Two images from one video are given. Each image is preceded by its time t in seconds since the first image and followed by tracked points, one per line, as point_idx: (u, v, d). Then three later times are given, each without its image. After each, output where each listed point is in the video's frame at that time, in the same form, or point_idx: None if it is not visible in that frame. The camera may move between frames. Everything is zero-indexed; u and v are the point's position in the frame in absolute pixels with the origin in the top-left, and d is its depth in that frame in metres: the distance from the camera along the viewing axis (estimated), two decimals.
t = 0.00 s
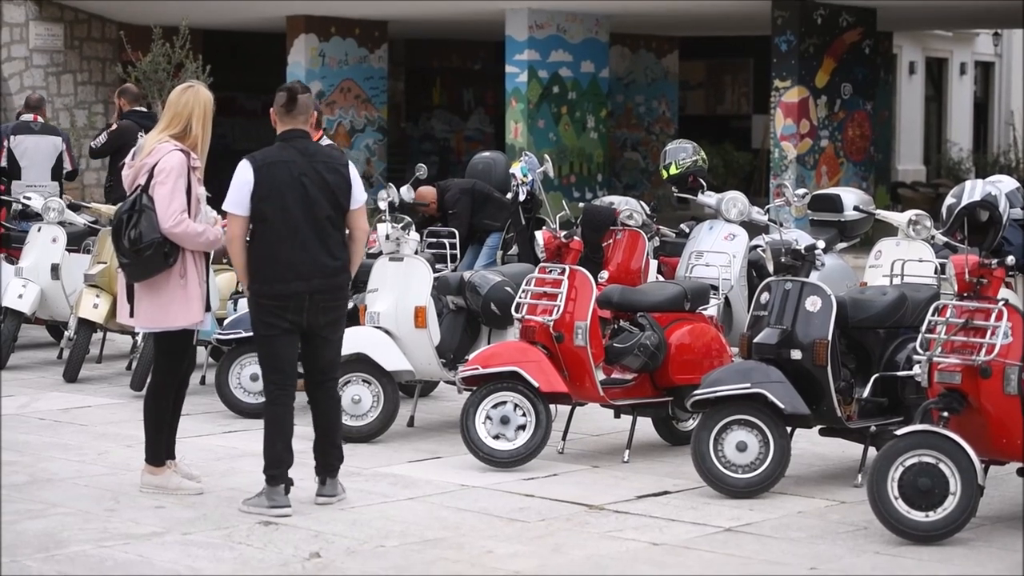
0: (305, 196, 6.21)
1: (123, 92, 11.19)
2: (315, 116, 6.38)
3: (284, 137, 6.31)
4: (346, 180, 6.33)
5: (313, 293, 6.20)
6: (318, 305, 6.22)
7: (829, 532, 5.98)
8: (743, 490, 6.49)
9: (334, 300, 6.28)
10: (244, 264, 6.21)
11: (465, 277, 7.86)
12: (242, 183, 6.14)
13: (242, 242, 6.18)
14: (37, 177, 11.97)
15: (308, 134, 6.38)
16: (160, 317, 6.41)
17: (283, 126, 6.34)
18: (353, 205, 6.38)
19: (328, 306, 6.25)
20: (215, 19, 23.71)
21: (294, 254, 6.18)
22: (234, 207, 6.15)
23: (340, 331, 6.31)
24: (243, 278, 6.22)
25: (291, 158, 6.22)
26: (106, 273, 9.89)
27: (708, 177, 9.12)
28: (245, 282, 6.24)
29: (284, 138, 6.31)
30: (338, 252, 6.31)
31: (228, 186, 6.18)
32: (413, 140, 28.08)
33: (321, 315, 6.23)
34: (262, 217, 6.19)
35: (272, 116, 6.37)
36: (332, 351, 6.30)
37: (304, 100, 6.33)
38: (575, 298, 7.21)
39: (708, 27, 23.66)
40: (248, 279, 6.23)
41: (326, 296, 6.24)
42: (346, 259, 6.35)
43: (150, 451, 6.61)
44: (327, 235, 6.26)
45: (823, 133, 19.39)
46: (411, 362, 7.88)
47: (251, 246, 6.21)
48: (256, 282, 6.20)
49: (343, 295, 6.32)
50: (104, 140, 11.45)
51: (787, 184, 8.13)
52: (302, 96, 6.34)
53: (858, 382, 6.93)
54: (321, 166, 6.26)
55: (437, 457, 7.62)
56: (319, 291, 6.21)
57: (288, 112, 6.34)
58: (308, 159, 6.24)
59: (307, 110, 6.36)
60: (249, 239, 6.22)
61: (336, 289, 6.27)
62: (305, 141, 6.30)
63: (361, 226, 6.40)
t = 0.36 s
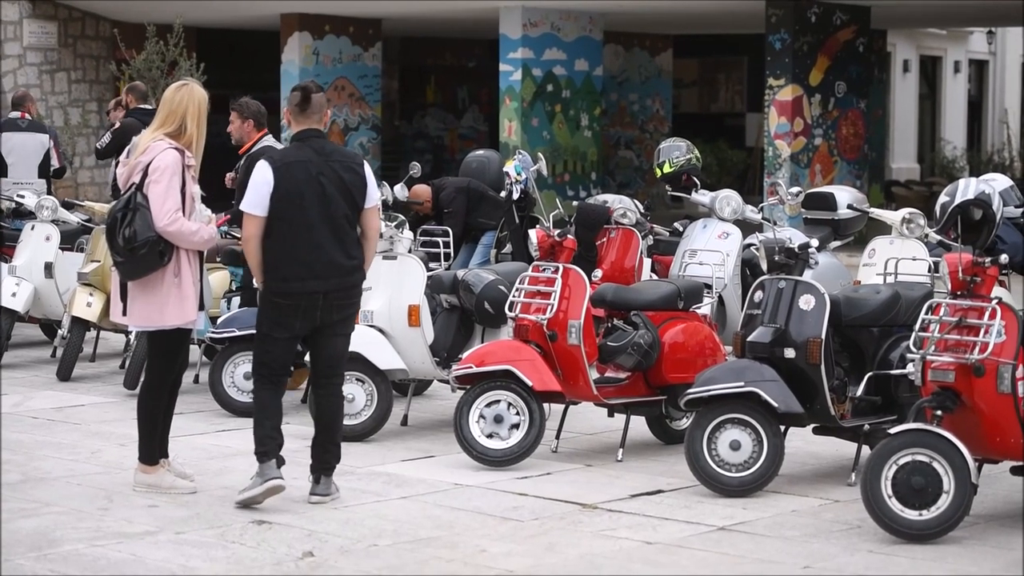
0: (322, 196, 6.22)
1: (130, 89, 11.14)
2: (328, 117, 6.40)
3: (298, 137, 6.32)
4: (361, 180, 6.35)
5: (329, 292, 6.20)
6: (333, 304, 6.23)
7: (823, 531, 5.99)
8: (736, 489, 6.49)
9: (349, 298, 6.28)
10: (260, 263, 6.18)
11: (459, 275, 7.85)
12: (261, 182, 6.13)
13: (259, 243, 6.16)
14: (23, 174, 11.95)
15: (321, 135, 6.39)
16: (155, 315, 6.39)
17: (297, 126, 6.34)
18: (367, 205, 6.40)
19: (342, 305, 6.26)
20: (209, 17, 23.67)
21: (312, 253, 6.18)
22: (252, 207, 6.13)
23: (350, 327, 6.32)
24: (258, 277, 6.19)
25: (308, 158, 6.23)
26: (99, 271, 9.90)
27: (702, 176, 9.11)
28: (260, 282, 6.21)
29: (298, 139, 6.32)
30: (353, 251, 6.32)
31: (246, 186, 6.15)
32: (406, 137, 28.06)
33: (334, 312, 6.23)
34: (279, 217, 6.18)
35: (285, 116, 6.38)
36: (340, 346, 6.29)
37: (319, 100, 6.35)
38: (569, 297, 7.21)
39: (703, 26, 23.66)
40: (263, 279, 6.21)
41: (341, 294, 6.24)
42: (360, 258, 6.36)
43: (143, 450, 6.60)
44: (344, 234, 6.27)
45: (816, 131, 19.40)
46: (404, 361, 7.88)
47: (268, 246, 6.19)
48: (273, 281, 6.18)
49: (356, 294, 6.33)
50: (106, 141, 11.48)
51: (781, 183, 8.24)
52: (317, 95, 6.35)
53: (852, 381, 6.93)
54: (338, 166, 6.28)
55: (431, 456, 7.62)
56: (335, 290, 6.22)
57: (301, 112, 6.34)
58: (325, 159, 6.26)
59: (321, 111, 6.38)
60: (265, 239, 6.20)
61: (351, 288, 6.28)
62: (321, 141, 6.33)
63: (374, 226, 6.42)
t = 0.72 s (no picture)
0: (327, 201, 6.22)
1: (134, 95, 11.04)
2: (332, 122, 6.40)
3: (302, 142, 6.31)
4: (364, 185, 6.36)
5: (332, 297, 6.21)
6: (335, 309, 6.23)
7: (820, 535, 5.99)
8: (733, 493, 6.49)
9: (350, 304, 6.30)
10: (264, 268, 6.18)
11: (456, 281, 7.85)
12: (268, 187, 6.13)
13: (264, 247, 6.17)
14: (10, 182, 11.93)
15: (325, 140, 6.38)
16: (153, 322, 6.40)
17: (301, 131, 6.32)
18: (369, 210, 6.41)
19: (344, 309, 6.27)
20: (206, 23, 23.69)
21: (316, 258, 6.18)
22: (257, 213, 6.12)
23: (350, 331, 6.33)
24: (261, 282, 6.19)
25: (314, 163, 6.23)
26: (96, 277, 9.90)
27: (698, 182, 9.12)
28: (264, 286, 6.21)
29: (303, 143, 6.32)
30: (356, 256, 6.33)
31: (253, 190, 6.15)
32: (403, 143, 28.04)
33: (336, 316, 6.24)
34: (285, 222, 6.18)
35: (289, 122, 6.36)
36: (340, 350, 6.31)
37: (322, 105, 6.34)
38: (566, 302, 7.21)
39: (700, 31, 23.66)
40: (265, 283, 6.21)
41: (343, 299, 6.25)
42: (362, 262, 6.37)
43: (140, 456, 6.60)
44: (347, 239, 6.28)
45: (814, 136, 19.41)
46: (401, 367, 7.87)
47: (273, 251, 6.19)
48: (277, 287, 6.18)
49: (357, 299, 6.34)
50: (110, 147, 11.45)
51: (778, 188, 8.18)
52: (320, 100, 6.34)
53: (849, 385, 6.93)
54: (342, 171, 6.29)
55: (429, 461, 7.62)
56: (338, 295, 6.22)
57: (305, 117, 6.32)
58: (330, 164, 6.26)
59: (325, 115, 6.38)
60: (269, 244, 6.21)
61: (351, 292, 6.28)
62: (326, 146, 6.33)
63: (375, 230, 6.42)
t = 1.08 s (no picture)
0: (304, 189, 6.22)
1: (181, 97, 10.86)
2: (312, 108, 6.40)
3: (283, 131, 6.33)
4: (345, 173, 6.33)
5: (312, 287, 6.21)
6: (318, 299, 6.23)
7: (841, 531, 5.98)
8: (753, 488, 6.48)
9: (334, 294, 6.28)
10: (244, 258, 6.22)
11: (478, 274, 7.88)
12: (241, 175, 6.16)
13: (244, 237, 6.20)
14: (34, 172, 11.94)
15: (306, 128, 6.38)
16: (183, 306, 6.46)
17: (281, 119, 6.36)
18: (352, 199, 6.39)
19: (327, 300, 6.25)
20: (230, 15, 23.75)
21: (294, 247, 6.19)
22: (234, 201, 6.16)
23: (341, 323, 6.32)
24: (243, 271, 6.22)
25: (292, 152, 6.24)
26: (117, 268, 9.92)
27: (721, 176, 9.10)
28: (246, 276, 6.24)
29: (283, 132, 6.33)
30: (338, 246, 6.31)
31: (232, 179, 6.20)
32: (426, 136, 28.05)
33: (320, 307, 6.23)
34: (262, 211, 6.20)
35: (273, 110, 6.38)
36: (334, 344, 6.29)
37: (299, 91, 6.36)
38: (588, 295, 7.20)
39: (723, 26, 23.61)
40: (249, 272, 6.24)
41: (324, 289, 6.24)
42: (346, 252, 6.35)
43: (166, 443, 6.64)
44: (327, 227, 6.26)
45: (836, 132, 19.37)
46: (423, 359, 7.88)
47: (252, 240, 6.22)
48: (257, 276, 6.21)
49: (342, 289, 6.32)
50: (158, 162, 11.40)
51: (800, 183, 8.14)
52: (296, 87, 6.36)
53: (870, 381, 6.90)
54: (321, 159, 6.27)
55: (450, 453, 7.64)
56: (318, 285, 6.22)
57: (283, 105, 6.37)
58: (307, 152, 6.26)
59: (304, 102, 6.38)
60: (252, 233, 6.23)
61: (334, 282, 6.27)
62: (305, 134, 6.33)
63: (360, 219, 6.40)
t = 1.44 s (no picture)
0: (303, 195, 6.22)
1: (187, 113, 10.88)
2: (306, 113, 6.39)
3: (278, 136, 6.32)
4: (343, 176, 6.34)
5: (314, 292, 6.22)
6: (320, 304, 6.24)
7: (839, 535, 5.98)
8: (752, 492, 6.48)
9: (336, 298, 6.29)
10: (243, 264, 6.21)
11: (477, 279, 7.89)
12: (238, 183, 6.16)
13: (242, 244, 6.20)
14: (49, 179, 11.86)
15: (302, 132, 6.37)
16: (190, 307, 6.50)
17: (276, 125, 6.35)
18: (350, 201, 6.39)
19: (329, 304, 6.26)
20: (227, 20, 23.75)
21: (294, 253, 6.19)
22: (231, 210, 6.15)
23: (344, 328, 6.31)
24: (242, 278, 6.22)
25: (289, 157, 6.24)
26: (116, 273, 9.93)
27: (720, 180, 9.09)
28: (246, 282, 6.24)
29: (278, 137, 6.33)
30: (338, 250, 6.31)
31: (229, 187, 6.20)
32: (424, 141, 28.03)
33: (322, 312, 6.24)
34: (260, 217, 6.19)
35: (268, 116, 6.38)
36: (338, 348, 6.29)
37: (294, 96, 6.33)
38: (586, 299, 7.21)
39: (720, 30, 23.62)
40: (248, 280, 6.24)
41: (326, 294, 6.25)
42: (346, 256, 6.35)
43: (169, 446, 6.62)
44: (326, 231, 6.27)
45: (834, 137, 19.37)
46: (422, 364, 7.88)
47: (251, 247, 6.22)
48: (258, 283, 6.21)
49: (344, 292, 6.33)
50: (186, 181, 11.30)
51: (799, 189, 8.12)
52: (291, 92, 6.34)
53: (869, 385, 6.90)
54: (318, 163, 6.28)
55: (448, 458, 7.63)
56: (320, 290, 6.23)
57: (279, 110, 6.36)
58: (304, 157, 6.26)
59: (298, 107, 6.36)
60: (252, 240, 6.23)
61: (336, 285, 6.28)
62: (300, 138, 6.33)
63: (360, 222, 6.40)
